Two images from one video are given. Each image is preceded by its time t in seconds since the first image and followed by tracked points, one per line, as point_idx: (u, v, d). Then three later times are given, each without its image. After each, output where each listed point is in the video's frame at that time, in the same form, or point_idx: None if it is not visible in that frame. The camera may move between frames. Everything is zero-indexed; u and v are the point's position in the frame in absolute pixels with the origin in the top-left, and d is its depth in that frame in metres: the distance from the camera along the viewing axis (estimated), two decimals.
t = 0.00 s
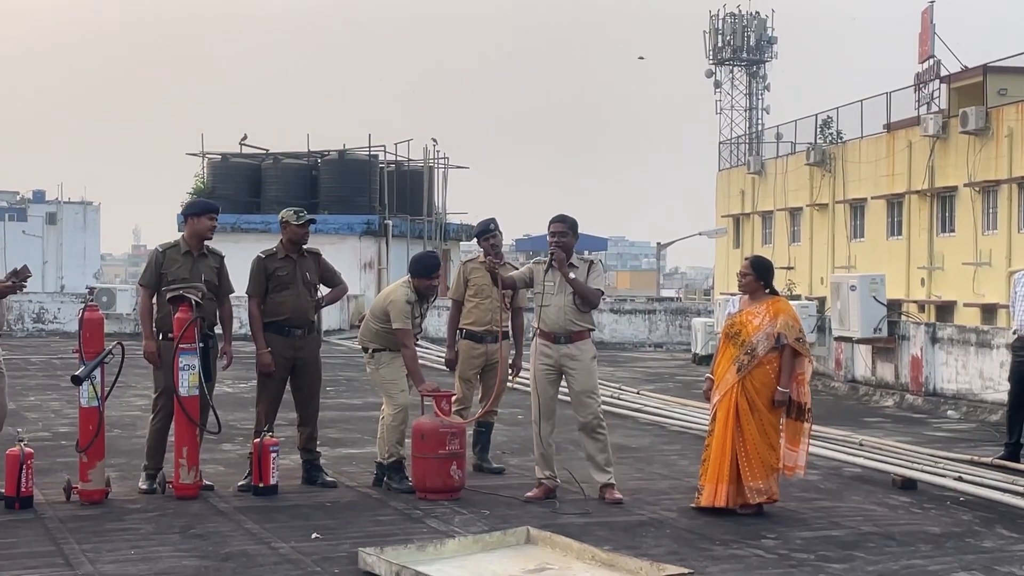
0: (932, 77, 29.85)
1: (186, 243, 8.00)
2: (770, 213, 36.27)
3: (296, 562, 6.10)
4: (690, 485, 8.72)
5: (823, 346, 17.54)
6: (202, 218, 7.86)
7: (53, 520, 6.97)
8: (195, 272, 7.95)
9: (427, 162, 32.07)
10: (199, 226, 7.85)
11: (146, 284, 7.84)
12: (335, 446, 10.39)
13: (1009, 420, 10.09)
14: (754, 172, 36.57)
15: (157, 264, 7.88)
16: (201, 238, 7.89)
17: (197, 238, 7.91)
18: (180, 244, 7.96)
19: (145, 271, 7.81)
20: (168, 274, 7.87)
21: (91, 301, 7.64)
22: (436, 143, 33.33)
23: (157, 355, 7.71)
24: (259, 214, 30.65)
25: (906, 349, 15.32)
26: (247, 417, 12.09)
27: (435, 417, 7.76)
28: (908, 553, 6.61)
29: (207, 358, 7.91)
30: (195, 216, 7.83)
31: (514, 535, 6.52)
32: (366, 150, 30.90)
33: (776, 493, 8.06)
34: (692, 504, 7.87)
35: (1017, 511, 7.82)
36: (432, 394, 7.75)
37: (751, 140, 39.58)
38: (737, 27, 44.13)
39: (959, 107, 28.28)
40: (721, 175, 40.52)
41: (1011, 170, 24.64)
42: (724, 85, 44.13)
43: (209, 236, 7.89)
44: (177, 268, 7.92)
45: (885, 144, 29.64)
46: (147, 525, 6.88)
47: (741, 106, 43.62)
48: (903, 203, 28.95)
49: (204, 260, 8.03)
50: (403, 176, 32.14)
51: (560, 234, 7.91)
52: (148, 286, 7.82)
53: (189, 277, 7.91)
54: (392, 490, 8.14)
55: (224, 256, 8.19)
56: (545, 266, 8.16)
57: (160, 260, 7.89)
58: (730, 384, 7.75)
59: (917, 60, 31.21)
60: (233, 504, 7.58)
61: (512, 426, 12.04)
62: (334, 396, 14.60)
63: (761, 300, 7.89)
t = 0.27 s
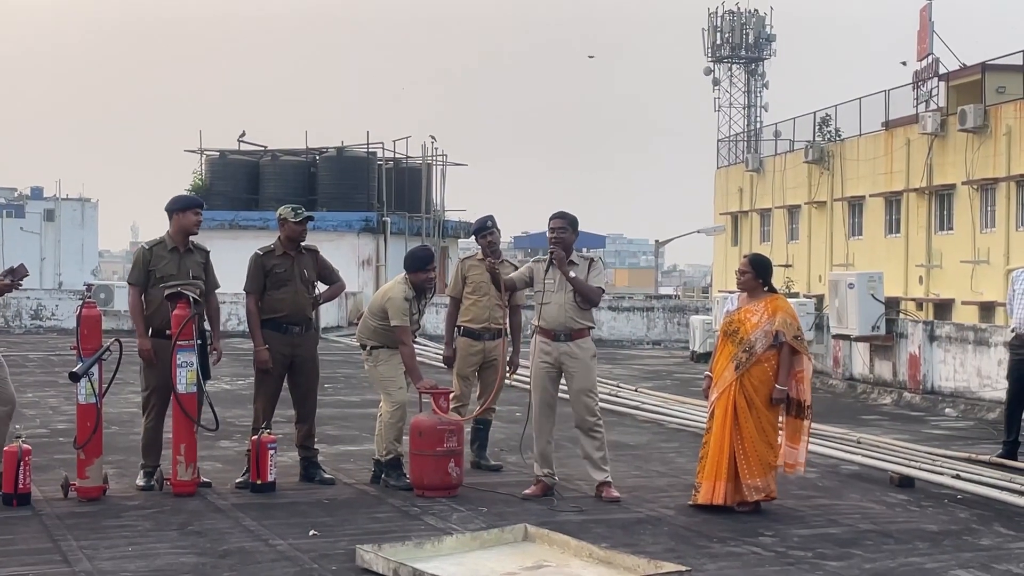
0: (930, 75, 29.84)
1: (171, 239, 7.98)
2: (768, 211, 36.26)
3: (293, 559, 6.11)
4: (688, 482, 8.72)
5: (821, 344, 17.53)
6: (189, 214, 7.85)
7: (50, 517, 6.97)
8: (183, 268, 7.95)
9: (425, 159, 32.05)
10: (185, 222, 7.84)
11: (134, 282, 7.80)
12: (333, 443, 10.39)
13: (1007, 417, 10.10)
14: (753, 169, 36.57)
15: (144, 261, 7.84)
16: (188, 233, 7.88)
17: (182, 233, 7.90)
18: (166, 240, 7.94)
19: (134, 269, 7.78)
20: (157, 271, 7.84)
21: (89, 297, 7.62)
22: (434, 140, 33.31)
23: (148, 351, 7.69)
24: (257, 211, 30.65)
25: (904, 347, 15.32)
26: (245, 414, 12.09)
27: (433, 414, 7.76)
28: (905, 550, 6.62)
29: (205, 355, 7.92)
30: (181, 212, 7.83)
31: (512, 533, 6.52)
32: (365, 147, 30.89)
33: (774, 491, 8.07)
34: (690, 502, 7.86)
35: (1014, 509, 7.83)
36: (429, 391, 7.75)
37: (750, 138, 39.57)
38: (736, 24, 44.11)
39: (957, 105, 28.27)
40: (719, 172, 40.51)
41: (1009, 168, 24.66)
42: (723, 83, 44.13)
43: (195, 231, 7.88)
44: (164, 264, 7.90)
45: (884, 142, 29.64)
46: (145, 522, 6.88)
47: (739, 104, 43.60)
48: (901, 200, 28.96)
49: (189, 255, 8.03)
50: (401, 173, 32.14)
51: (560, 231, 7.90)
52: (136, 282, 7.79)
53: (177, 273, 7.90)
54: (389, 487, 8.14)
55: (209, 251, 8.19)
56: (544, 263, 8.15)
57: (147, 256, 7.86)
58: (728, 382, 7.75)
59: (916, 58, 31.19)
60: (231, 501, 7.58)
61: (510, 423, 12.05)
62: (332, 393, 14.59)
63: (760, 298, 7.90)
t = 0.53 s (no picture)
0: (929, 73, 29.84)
1: (158, 236, 7.93)
2: (767, 209, 36.27)
3: (292, 556, 6.11)
4: (687, 480, 8.72)
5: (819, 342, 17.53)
6: (176, 210, 7.85)
7: (49, 514, 6.97)
8: (172, 265, 7.90)
9: (424, 157, 32.04)
10: (172, 219, 7.84)
11: (124, 280, 7.74)
12: (332, 440, 10.39)
13: (1005, 415, 10.11)
14: (751, 167, 36.58)
15: (133, 259, 7.79)
16: (175, 229, 7.87)
17: (170, 230, 7.86)
18: (154, 236, 7.89)
19: (123, 268, 7.71)
20: (147, 269, 7.79)
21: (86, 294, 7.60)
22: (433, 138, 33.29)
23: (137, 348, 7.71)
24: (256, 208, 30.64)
25: (902, 345, 15.32)
26: (243, 412, 12.09)
27: (431, 411, 7.75)
28: (903, 548, 6.62)
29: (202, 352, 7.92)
30: (168, 209, 7.81)
31: (510, 530, 6.53)
32: (363, 144, 30.88)
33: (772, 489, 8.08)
34: (688, 499, 7.87)
35: (1012, 507, 7.83)
36: (428, 388, 7.75)
37: (748, 135, 39.57)
38: (735, 22, 44.10)
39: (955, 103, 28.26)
40: (718, 170, 40.52)
41: (1008, 166, 24.65)
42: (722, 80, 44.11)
43: (182, 228, 7.89)
44: (153, 261, 7.85)
45: (882, 140, 29.64)
46: (143, 519, 6.88)
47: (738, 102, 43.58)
48: (900, 198, 28.97)
49: (176, 251, 7.98)
50: (400, 170, 32.13)
51: (564, 229, 7.87)
52: (126, 281, 7.72)
53: (167, 271, 7.85)
54: (387, 484, 8.14)
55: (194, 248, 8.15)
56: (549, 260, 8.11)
57: (135, 254, 7.79)
58: (726, 379, 7.75)
59: (915, 56, 31.19)
60: (229, 498, 7.58)
61: (508, 420, 12.04)
62: (330, 390, 14.60)
63: (758, 295, 7.89)
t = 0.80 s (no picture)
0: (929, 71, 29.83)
1: (151, 234, 7.90)
2: (766, 207, 36.28)
3: (291, 553, 6.11)
4: (686, 478, 8.72)
5: (818, 340, 17.53)
6: (168, 208, 7.84)
7: (48, 511, 6.97)
8: (166, 263, 7.89)
9: (423, 154, 32.02)
10: (164, 217, 7.82)
11: (120, 280, 7.72)
12: (331, 437, 10.39)
13: (1004, 413, 10.11)
14: (751, 165, 36.57)
15: (128, 259, 7.75)
16: (167, 226, 7.85)
17: (161, 227, 7.85)
18: (147, 235, 7.86)
19: (119, 268, 7.68)
20: (143, 268, 7.77)
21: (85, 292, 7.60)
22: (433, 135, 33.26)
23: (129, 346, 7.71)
24: (255, 205, 30.62)
25: (901, 343, 15.33)
26: (242, 409, 12.09)
27: (430, 409, 7.74)
28: (901, 546, 6.62)
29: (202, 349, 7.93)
30: (160, 208, 7.80)
31: (509, 528, 6.53)
32: (363, 141, 30.86)
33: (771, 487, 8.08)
34: (687, 497, 7.88)
35: (1011, 505, 7.84)
36: (427, 386, 7.74)
37: (748, 134, 39.56)
38: (734, 20, 44.08)
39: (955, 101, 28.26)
40: (718, 168, 40.52)
41: (1007, 164, 24.65)
42: (721, 78, 44.10)
43: (174, 225, 7.88)
44: (147, 260, 7.83)
45: (881, 138, 29.63)
46: (142, 516, 6.88)
47: (738, 100, 43.56)
48: (899, 197, 28.97)
49: (169, 248, 7.97)
50: (399, 168, 32.11)
51: (566, 227, 7.91)
52: (122, 282, 7.70)
53: (162, 269, 7.84)
54: (387, 481, 8.14)
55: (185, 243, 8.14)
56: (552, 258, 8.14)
57: (130, 254, 7.77)
58: (726, 377, 7.75)
59: (914, 54, 31.19)
60: (228, 495, 7.58)
61: (507, 418, 12.04)
62: (330, 387, 14.60)
63: (759, 294, 7.89)
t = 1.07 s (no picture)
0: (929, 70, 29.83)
1: (149, 232, 7.89)
2: (766, 206, 36.28)
3: (291, 551, 6.11)
4: (686, 476, 8.72)
5: (818, 339, 17.53)
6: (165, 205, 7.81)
7: (48, 508, 6.97)
8: (165, 261, 7.89)
9: (423, 152, 32.00)
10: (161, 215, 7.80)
11: (120, 279, 7.72)
12: (331, 436, 10.39)
13: (1004, 413, 10.11)
14: (750, 164, 36.57)
15: (128, 258, 7.75)
16: (164, 224, 7.82)
17: (159, 225, 7.83)
18: (145, 233, 7.85)
19: (119, 268, 7.68)
20: (142, 267, 7.77)
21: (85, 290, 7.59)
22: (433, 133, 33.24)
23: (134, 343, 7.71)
24: (255, 203, 30.61)
25: (901, 342, 15.32)
26: (242, 407, 12.08)
27: (430, 407, 7.74)
28: (901, 545, 6.62)
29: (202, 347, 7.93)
30: (157, 206, 7.77)
31: (509, 526, 6.52)
32: (363, 139, 30.85)
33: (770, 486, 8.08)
34: (687, 496, 7.88)
35: (1011, 504, 7.83)
36: (427, 384, 7.74)
37: (748, 133, 39.55)
38: (734, 19, 44.07)
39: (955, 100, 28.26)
40: (718, 167, 40.53)
41: (1007, 163, 24.66)
42: (721, 77, 44.08)
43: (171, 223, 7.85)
44: (147, 258, 7.83)
45: (881, 137, 29.63)
46: (142, 514, 6.88)
47: (738, 99, 43.55)
48: (899, 196, 28.97)
49: (168, 246, 7.96)
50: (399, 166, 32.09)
51: (567, 225, 7.90)
52: (122, 279, 7.70)
53: (162, 267, 7.84)
54: (387, 480, 8.13)
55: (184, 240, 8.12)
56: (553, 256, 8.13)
57: (130, 253, 7.77)
58: (726, 376, 7.75)
59: (915, 53, 31.19)
60: (228, 493, 7.58)
61: (507, 417, 12.03)
62: (330, 385, 14.60)
63: (760, 293, 7.88)
